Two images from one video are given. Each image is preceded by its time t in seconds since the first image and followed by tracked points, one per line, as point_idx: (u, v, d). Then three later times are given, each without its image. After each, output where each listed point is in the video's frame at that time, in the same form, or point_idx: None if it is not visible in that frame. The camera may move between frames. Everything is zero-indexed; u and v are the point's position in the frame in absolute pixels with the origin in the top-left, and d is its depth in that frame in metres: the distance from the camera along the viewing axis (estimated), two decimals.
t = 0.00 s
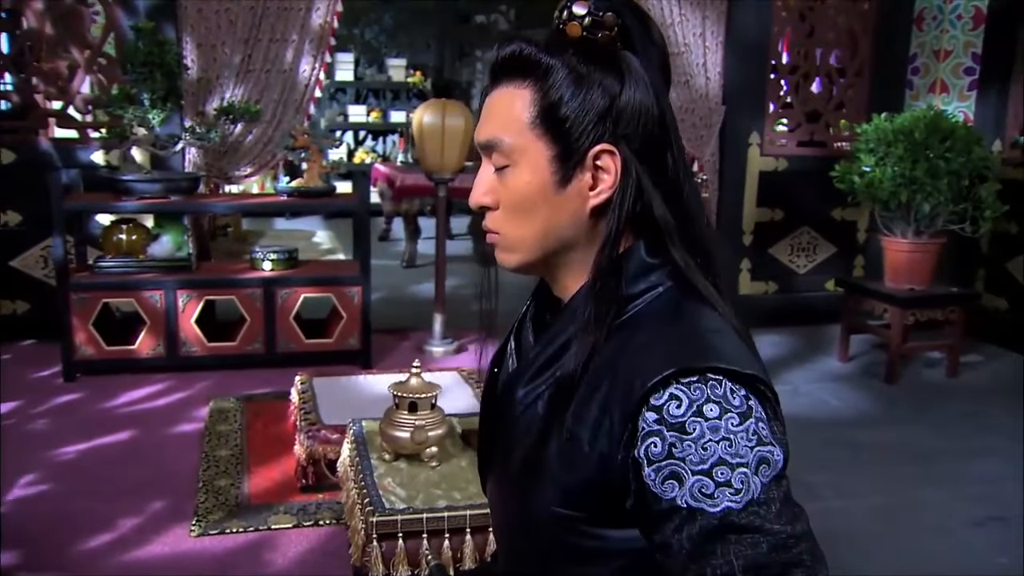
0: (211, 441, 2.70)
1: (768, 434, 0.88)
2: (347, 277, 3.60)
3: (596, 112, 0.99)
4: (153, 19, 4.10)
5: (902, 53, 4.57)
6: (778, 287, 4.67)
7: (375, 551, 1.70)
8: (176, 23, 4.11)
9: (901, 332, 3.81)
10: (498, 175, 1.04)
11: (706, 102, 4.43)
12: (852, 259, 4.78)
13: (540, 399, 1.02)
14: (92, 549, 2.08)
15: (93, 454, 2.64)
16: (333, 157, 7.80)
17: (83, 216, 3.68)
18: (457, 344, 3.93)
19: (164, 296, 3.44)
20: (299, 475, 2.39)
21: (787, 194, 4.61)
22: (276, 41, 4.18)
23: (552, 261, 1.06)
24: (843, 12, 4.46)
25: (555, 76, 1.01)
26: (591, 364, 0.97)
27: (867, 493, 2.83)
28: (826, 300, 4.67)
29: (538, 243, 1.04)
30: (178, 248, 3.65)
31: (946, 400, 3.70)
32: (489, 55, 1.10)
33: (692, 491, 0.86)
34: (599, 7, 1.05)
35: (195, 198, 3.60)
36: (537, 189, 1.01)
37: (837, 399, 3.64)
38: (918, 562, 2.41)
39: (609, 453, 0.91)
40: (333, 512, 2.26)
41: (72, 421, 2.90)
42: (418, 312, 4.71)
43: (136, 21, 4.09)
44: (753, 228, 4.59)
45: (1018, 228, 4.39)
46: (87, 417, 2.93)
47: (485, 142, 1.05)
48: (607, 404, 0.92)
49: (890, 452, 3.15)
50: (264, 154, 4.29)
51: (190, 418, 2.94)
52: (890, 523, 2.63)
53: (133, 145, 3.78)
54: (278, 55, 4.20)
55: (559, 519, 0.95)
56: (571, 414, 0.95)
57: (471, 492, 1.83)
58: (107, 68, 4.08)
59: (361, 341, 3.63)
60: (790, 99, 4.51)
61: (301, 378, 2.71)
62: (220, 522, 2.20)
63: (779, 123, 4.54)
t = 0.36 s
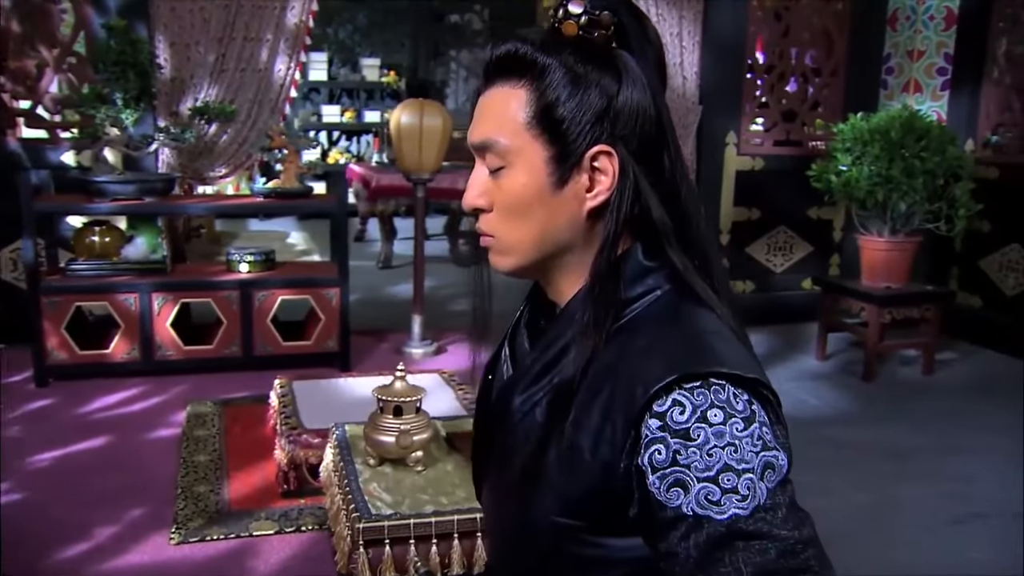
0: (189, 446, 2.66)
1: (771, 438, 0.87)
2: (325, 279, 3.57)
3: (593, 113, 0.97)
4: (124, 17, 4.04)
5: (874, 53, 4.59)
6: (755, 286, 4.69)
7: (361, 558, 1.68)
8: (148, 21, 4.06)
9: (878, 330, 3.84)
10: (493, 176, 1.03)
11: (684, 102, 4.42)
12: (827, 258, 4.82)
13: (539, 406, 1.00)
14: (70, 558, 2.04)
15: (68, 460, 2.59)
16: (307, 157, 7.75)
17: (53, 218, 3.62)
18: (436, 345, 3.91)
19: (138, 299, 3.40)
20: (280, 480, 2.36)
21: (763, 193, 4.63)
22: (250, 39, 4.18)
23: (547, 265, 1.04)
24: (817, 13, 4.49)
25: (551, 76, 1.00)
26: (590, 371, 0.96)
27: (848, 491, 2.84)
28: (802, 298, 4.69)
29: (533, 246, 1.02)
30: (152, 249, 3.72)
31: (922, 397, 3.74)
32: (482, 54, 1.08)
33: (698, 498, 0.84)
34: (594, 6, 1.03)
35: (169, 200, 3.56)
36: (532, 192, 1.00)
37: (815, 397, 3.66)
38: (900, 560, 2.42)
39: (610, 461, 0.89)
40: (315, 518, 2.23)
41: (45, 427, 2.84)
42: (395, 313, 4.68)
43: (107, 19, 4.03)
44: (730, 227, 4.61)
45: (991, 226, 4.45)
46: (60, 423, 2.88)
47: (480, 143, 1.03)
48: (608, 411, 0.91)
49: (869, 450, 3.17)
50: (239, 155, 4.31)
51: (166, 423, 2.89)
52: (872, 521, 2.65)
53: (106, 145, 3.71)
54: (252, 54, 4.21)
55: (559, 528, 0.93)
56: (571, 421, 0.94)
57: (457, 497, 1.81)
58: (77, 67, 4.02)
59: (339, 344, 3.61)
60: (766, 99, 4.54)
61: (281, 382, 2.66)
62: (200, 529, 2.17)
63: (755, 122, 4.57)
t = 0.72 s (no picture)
0: (167, 453, 2.61)
1: (775, 443, 0.85)
2: (303, 280, 3.53)
3: (590, 115, 0.95)
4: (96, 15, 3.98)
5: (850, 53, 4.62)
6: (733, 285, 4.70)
7: (348, 566, 1.64)
8: (119, 18, 4.04)
9: (857, 328, 3.86)
10: (488, 178, 1.00)
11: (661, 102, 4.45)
12: (805, 256, 4.84)
13: (537, 412, 0.97)
14: (45, 569, 1.99)
15: (42, 468, 2.53)
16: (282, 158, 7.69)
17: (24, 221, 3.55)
18: (415, 347, 3.87)
19: (112, 302, 3.36)
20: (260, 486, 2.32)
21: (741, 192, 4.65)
22: (225, 38, 4.21)
23: (543, 269, 1.02)
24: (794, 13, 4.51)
25: (547, 76, 0.97)
26: (588, 377, 0.94)
27: (830, 490, 2.85)
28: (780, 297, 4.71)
29: (529, 250, 1.00)
30: (127, 253, 3.53)
31: (900, 395, 3.75)
32: (475, 54, 1.06)
33: (703, 505, 0.82)
34: (589, 4, 1.01)
35: (144, 201, 3.51)
36: (529, 194, 0.97)
37: (795, 396, 3.67)
38: (885, 558, 2.43)
39: (613, 469, 0.87)
40: (298, 524, 2.19)
41: (18, 434, 2.78)
42: (372, 314, 4.64)
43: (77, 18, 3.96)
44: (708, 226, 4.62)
45: (966, 225, 4.53)
46: (33, 430, 2.82)
47: (474, 145, 1.00)
48: (609, 418, 0.88)
49: (850, 449, 3.18)
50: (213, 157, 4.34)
51: (142, 429, 2.84)
52: (855, 519, 2.66)
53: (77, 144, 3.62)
54: (226, 52, 4.22)
55: (561, 537, 0.91)
56: (571, 428, 0.91)
57: (444, 502, 1.78)
58: (46, 65, 3.95)
59: (318, 346, 3.57)
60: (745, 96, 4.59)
61: (261, 385, 2.61)
62: (179, 537, 2.12)
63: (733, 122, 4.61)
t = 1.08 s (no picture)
0: (152, 458, 2.58)
1: (789, 448, 0.84)
2: (288, 283, 3.50)
3: (597, 118, 0.94)
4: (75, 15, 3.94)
5: (833, 52, 4.63)
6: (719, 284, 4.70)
7: (342, 573, 1.62)
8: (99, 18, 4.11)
9: (842, 328, 3.87)
10: (492, 182, 0.99)
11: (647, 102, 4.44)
12: (789, 256, 4.85)
13: (544, 419, 0.96)
14: None
15: (25, 475, 2.49)
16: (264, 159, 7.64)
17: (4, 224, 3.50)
18: (402, 349, 3.85)
19: (95, 306, 3.32)
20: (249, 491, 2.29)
21: (726, 192, 4.66)
22: (207, 37, 4.32)
23: (549, 274, 1.01)
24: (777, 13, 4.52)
25: (552, 78, 0.96)
26: (597, 383, 0.92)
27: (819, 490, 2.85)
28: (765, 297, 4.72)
29: (535, 255, 0.98)
30: (110, 255, 3.51)
31: (887, 394, 3.76)
32: (476, 55, 1.04)
33: (718, 513, 0.81)
34: (593, 4, 0.99)
35: (126, 203, 3.47)
36: (535, 198, 0.96)
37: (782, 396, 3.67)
38: (876, 559, 2.43)
39: (625, 477, 0.86)
40: (288, 529, 2.17)
41: None
42: (358, 316, 4.61)
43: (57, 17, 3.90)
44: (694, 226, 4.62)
45: (949, 224, 4.52)
46: (15, 436, 2.77)
47: (477, 148, 0.99)
48: (620, 424, 0.87)
49: (838, 448, 3.19)
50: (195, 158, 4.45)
51: (127, 434, 2.80)
52: (844, 519, 2.66)
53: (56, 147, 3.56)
54: (208, 51, 4.34)
55: (571, 546, 0.90)
56: (580, 435, 0.90)
57: (439, 507, 1.77)
58: (24, 65, 3.89)
59: (304, 349, 3.54)
60: (728, 98, 4.56)
61: (247, 390, 2.60)
62: (167, 544, 2.09)
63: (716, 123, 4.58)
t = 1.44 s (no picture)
0: (138, 462, 2.54)
1: (802, 452, 0.84)
2: (273, 284, 3.47)
3: (602, 119, 0.93)
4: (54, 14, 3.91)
5: (817, 53, 4.65)
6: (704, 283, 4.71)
7: None
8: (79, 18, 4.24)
9: (827, 327, 3.89)
10: (495, 186, 0.97)
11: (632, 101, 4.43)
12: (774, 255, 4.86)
13: (552, 425, 0.95)
14: None
15: (8, 481, 2.45)
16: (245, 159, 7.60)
17: None
18: (388, 350, 3.83)
19: (77, 308, 3.27)
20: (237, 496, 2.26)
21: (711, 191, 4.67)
22: (189, 37, 4.46)
23: (554, 278, 0.99)
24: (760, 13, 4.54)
25: (555, 80, 0.95)
26: (605, 388, 0.91)
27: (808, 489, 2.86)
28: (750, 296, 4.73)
29: (540, 259, 0.97)
30: (91, 257, 3.47)
31: (873, 393, 3.77)
32: (477, 57, 1.02)
33: (732, 518, 0.80)
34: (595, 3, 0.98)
35: (108, 204, 3.43)
36: (540, 202, 0.95)
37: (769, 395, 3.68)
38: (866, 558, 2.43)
39: (636, 483, 0.85)
40: (278, 534, 2.15)
41: None
42: (343, 318, 4.58)
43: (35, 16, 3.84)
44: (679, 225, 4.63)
45: (931, 224, 4.55)
46: None
47: (480, 152, 0.97)
48: (631, 430, 0.86)
49: (825, 447, 3.20)
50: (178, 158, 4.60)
51: (110, 439, 2.76)
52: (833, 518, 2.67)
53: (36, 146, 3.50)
54: (190, 50, 4.48)
55: (580, 553, 0.89)
56: (589, 441, 0.89)
57: (433, 511, 1.75)
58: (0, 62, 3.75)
59: (289, 351, 3.51)
60: (711, 98, 4.55)
61: (234, 393, 2.57)
62: (155, 551, 2.06)
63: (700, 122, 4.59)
